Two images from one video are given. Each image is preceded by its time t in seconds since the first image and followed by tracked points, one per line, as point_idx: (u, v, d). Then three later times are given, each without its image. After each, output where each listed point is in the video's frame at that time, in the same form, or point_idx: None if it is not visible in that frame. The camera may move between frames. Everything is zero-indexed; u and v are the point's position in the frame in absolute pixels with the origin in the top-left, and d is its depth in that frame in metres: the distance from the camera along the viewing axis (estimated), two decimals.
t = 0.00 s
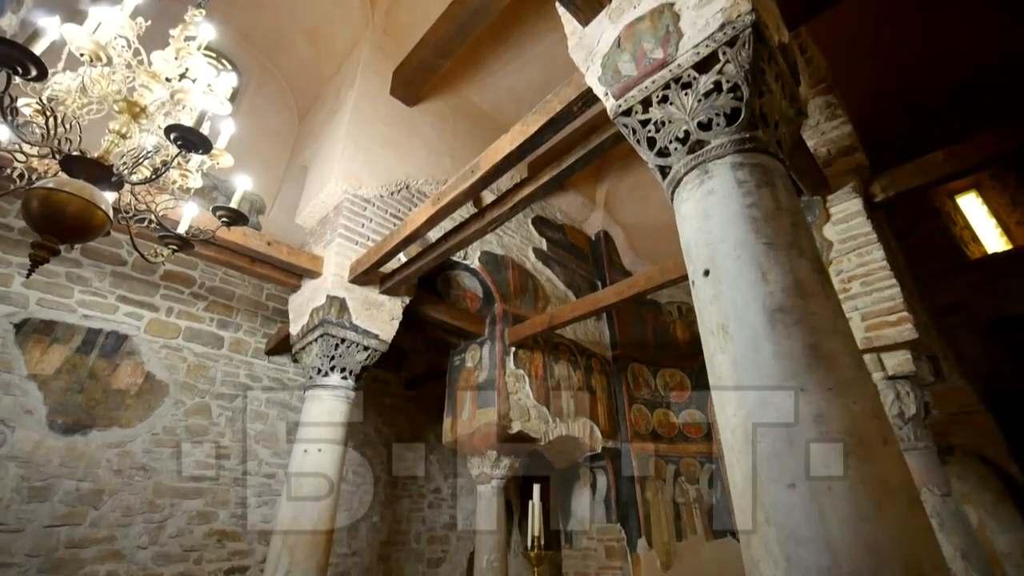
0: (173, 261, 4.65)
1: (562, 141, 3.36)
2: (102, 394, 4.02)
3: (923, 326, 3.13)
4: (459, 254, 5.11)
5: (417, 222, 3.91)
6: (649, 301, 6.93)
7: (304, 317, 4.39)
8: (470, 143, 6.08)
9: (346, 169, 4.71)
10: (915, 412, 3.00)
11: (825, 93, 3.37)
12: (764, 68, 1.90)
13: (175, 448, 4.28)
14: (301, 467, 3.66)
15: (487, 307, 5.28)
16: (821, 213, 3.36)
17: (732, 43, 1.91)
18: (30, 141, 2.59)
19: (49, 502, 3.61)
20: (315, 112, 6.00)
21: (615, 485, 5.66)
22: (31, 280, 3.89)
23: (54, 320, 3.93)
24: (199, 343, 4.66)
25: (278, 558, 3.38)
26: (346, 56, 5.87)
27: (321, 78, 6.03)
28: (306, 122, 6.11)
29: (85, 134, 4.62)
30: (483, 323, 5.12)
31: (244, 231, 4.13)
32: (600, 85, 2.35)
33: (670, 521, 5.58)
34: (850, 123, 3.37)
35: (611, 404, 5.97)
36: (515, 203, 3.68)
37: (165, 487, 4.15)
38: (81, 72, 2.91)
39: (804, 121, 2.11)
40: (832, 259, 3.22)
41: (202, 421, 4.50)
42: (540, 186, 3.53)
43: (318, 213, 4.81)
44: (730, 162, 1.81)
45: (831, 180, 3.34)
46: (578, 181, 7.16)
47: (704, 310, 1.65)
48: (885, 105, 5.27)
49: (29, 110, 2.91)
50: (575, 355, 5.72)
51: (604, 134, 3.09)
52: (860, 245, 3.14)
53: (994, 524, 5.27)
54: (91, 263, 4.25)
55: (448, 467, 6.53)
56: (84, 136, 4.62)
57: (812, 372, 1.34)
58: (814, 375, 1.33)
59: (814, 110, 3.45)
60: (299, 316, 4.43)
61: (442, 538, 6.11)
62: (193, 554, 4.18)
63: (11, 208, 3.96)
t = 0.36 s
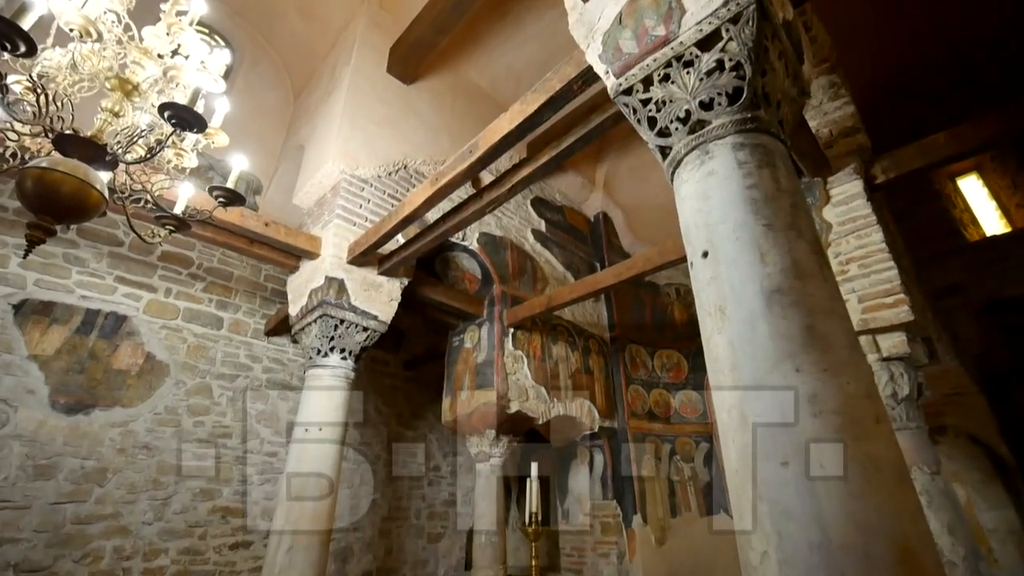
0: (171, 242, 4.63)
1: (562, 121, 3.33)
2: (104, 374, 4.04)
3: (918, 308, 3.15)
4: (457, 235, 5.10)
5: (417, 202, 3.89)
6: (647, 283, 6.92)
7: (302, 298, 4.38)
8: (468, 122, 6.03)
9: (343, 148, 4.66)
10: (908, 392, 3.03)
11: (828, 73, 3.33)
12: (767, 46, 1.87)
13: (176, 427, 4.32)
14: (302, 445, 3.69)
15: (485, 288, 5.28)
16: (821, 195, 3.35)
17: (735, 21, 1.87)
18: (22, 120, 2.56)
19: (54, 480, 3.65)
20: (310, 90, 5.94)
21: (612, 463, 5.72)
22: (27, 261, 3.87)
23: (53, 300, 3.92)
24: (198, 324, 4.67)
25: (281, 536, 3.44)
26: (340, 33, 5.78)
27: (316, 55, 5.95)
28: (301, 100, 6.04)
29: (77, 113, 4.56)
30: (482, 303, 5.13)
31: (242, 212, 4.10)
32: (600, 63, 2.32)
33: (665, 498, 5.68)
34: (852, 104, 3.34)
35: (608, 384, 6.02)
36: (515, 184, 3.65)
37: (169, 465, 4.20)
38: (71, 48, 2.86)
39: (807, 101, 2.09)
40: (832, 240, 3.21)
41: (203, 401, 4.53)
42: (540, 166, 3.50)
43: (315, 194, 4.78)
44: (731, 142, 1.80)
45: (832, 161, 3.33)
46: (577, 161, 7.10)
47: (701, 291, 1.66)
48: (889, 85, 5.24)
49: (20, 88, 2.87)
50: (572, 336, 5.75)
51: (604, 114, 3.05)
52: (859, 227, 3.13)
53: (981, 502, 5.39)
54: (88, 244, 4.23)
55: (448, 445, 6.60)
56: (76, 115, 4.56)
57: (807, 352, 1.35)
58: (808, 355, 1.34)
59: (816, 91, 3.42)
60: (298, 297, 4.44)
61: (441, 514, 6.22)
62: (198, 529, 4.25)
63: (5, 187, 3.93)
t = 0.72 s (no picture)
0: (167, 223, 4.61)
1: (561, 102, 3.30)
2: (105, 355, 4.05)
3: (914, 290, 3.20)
4: (455, 217, 5.08)
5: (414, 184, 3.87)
6: (645, 265, 6.93)
7: (300, 280, 4.38)
8: (466, 101, 5.97)
9: (340, 128, 4.61)
10: (902, 373, 3.08)
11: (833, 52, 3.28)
12: (769, 25, 1.85)
13: (178, 407, 4.35)
14: (302, 425, 3.73)
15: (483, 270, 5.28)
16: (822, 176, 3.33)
17: None
18: (14, 99, 2.52)
19: (59, 458, 3.69)
20: (305, 68, 5.86)
21: (609, 443, 5.77)
22: (24, 242, 3.85)
23: (51, 282, 3.91)
24: (197, 305, 4.68)
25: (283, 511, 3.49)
26: (335, 10, 5.69)
27: (311, 32, 5.85)
28: (297, 78, 5.96)
29: (68, 91, 4.50)
30: (480, 285, 5.15)
31: (238, 193, 4.07)
32: (600, 41, 2.29)
33: (659, 476, 5.76)
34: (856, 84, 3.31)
35: (606, 366, 6.08)
36: (513, 166, 3.64)
37: (171, 444, 4.24)
38: (61, 25, 2.81)
39: (809, 81, 2.07)
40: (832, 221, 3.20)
41: (204, 381, 4.56)
42: (539, 148, 3.47)
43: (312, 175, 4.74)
44: (731, 123, 1.78)
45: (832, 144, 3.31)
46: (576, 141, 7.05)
47: (699, 275, 1.66)
48: (892, 66, 5.19)
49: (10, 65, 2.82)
50: (570, 318, 5.77)
51: (604, 94, 3.02)
52: (858, 210, 3.12)
53: (970, 480, 5.48)
54: (85, 225, 4.21)
55: (448, 425, 6.66)
56: (68, 94, 4.50)
57: (803, 335, 1.36)
58: (805, 338, 1.35)
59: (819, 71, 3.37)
60: (296, 278, 4.43)
61: (441, 492, 6.30)
62: (201, 507, 4.31)
63: None
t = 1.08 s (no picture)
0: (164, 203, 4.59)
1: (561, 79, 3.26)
2: (105, 335, 4.06)
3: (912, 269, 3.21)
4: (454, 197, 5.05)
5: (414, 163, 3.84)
6: (644, 246, 6.93)
7: (298, 260, 4.37)
8: (464, 79, 5.89)
9: (337, 107, 4.54)
10: (896, 354, 3.11)
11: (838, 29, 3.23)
12: None
13: (180, 387, 4.38)
14: (303, 404, 3.75)
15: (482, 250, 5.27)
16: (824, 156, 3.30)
17: None
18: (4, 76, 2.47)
19: (63, 437, 3.73)
20: (300, 45, 5.76)
21: (606, 422, 5.84)
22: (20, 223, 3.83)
23: (48, 262, 3.90)
24: (196, 286, 4.67)
25: (285, 488, 3.52)
26: None
27: (305, 7, 5.74)
28: (291, 56, 5.87)
29: (59, 68, 4.43)
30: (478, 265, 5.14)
31: (235, 172, 4.03)
32: (601, 17, 2.25)
33: (656, 453, 5.82)
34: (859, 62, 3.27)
35: (603, 346, 6.14)
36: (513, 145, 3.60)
37: (174, 423, 4.28)
38: None
39: (813, 59, 2.04)
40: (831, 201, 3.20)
41: (205, 361, 4.57)
42: (538, 127, 3.44)
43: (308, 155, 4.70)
44: (732, 102, 1.77)
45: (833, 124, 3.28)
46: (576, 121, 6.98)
47: (697, 255, 1.66)
48: (897, 43, 5.13)
49: None
50: (568, 298, 5.80)
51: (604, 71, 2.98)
52: (858, 190, 3.11)
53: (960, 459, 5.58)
54: (80, 205, 4.18)
55: (448, 405, 6.72)
56: (59, 71, 4.43)
57: (800, 315, 1.37)
58: (802, 318, 1.36)
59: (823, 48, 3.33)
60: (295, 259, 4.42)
61: (441, 469, 6.39)
62: (205, 484, 4.37)
63: None
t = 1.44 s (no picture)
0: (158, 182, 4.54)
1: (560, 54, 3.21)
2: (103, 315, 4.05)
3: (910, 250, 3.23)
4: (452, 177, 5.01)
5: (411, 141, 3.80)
6: (644, 226, 6.91)
7: (296, 240, 4.36)
8: (461, 56, 5.80)
9: (333, 83, 4.47)
10: (892, 334, 3.13)
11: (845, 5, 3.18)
12: None
13: (180, 366, 4.40)
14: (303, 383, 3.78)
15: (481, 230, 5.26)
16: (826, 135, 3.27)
17: None
18: None
19: (66, 416, 3.75)
20: (294, 20, 5.65)
21: (602, 400, 5.90)
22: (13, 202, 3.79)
23: (44, 242, 3.88)
24: (193, 266, 4.66)
25: (287, 464, 3.56)
26: None
27: None
28: (285, 31, 5.76)
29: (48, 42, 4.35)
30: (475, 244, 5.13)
31: (230, 150, 3.99)
32: None
33: (652, 431, 5.88)
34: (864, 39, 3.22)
35: (602, 326, 6.17)
36: (512, 123, 3.56)
37: (176, 402, 4.31)
38: None
39: (818, 34, 2.01)
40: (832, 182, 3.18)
41: (204, 341, 4.59)
42: (537, 105, 3.39)
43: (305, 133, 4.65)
44: (735, 78, 1.74)
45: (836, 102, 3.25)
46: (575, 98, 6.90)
47: (697, 234, 1.66)
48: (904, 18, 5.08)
49: None
50: (567, 279, 5.81)
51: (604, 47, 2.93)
52: (858, 170, 3.10)
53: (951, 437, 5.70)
54: (74, 184, 4.14)
55: (447, 383, 6.77)
56: (48, 46, 4.35)
57: (798, 294, 1.37)
58: (800, 298, 1.36)
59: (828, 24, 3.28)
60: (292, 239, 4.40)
61: (440, 447, 6.46)
62: (209, 461, 4.42)
63: None
